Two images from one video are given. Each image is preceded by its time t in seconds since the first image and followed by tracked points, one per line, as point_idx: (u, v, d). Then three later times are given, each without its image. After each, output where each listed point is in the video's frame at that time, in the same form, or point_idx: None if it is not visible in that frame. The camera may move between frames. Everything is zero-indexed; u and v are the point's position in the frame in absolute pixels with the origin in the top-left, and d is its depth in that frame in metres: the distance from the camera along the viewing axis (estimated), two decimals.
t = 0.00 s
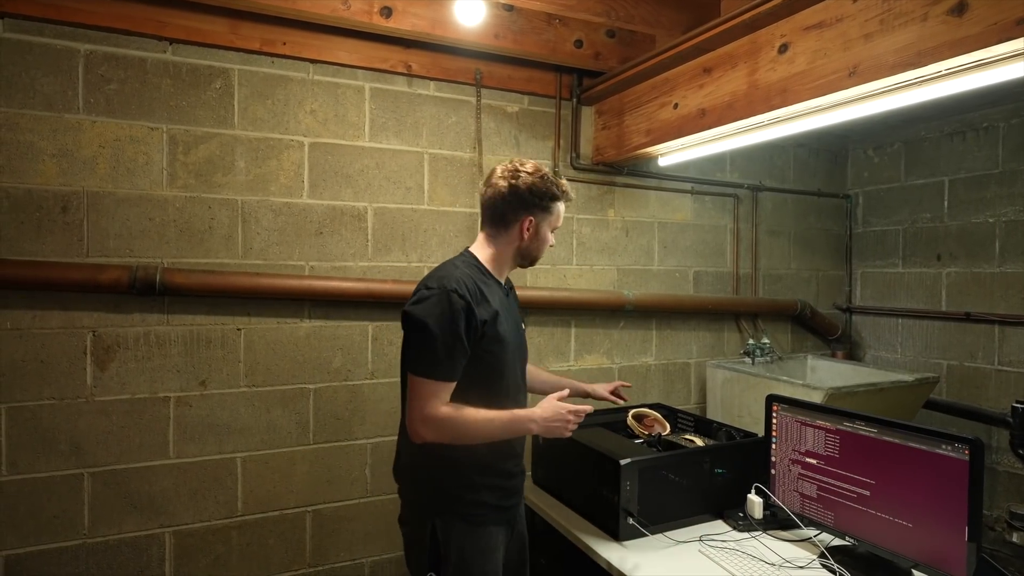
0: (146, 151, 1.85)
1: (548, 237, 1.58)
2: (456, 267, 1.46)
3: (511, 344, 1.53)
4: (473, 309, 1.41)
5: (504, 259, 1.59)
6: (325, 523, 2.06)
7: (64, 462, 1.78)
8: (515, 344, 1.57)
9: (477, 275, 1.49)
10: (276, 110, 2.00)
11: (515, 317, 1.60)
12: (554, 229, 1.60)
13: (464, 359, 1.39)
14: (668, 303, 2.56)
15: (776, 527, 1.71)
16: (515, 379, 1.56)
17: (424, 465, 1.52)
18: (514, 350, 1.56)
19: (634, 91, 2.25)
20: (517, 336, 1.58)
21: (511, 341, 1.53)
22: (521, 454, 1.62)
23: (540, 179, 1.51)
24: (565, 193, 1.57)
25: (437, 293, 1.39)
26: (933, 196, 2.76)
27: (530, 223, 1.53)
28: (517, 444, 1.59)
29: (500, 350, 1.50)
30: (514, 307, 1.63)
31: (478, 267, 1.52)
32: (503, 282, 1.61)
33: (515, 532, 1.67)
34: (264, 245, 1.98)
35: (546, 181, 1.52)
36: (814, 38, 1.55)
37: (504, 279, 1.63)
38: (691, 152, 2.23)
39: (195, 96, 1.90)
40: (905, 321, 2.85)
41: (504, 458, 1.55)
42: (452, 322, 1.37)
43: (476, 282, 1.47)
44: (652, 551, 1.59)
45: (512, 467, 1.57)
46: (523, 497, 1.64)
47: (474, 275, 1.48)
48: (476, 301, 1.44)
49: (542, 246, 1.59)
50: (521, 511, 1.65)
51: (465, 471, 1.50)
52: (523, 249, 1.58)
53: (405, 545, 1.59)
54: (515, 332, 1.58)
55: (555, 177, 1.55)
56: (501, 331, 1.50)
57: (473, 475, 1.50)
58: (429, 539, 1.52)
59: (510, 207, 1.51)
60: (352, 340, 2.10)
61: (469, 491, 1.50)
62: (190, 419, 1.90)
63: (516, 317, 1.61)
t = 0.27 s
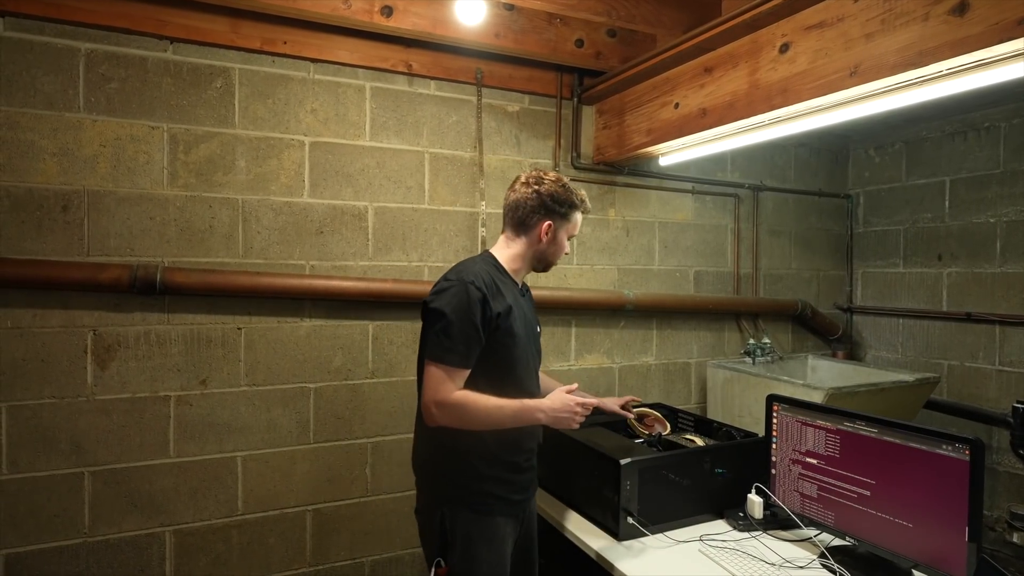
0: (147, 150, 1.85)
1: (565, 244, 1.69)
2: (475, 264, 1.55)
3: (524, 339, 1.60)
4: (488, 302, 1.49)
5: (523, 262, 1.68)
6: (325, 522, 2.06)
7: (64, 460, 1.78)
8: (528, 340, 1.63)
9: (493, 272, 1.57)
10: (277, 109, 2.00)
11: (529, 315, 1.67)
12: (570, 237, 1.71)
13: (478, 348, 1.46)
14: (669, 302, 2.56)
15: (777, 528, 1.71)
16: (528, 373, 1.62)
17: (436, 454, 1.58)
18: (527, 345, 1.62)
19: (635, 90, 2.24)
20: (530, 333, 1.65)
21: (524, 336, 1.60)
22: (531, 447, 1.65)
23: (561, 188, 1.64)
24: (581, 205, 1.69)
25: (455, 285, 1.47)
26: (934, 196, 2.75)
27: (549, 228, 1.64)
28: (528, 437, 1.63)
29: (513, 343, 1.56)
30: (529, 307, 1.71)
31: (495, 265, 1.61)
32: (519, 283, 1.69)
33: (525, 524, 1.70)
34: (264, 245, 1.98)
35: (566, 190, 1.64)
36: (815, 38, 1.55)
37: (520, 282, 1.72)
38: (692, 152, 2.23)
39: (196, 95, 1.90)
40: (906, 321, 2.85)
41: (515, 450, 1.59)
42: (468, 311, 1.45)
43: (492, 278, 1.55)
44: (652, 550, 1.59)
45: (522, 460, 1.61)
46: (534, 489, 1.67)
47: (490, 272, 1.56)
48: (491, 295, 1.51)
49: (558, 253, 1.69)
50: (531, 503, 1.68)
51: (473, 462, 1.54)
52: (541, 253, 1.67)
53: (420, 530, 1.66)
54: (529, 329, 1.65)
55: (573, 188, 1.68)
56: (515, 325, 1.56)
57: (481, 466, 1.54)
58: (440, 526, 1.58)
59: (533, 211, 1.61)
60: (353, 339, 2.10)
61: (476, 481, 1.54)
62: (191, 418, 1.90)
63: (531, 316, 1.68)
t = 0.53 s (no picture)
0: (147, 149, 1.85)
1: (574, 246, 1.70)
2: (485, 262, 1.56)
3: (532, 337, 1.60)
4: (498, 298, 1.49)
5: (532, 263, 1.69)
6: (326, 521, 2.06)
7: (65, 459, 1.78)
8: (537, 338, 1.63)
9: (503, 270, 1.58)
10: (277, 108, 2.00)
11: (538, 314, 1.67)
12: (580, 240, 1.72)
13: (486, 343, 1.46)
14: (670, 302, 2.56)
15: (777, 527, 1.71)
16: (536, 370, 1.62)
17: (444, 448, 1.60)
18: (535, 343, 1.62)
19: (636, 90, 2.24)
20: (539, 331, 1.65)
21: (532, 334, 1.60)
22: (538, 444, 1.66)
23: (571, 190, 1.65)
24: (592, 208, 1.70)
25: (465, 281, 1.48)
26: (935, 196, 2.75)
27: (558, 229, 1.65)
28: (536, 433, 1.63)
29: (521, 340, 1.56)
30: (539, 306, 1.71)
31: (505, 263, 1.61)
32: (529, 284, 1.70)
33: (533, 520, 1.70)
34: (265, 244, 1.98)
35: (576, 193, 1.65)
36: (816, 37, 1.55)
37: (530, 282, 1.72)
38: (693, 151, 2.23)
39: (196, 95, 1.90)
40: (907, 321, 2.85)
41: (522, 445, 1.59)
42: (476, 307, 1.45)
43: (502, 276, 1.56)
44: (653, 550, 1.59)
45: (529, 455, 1.61)
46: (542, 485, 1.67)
47: (500, 270, 1.57)
48: (500, 291, 1.52)
49: (568, 255, 1.69)
50: (540, 499, 1.68)
51: (479, 455, 1.55)
52: (550, 254, 1.68)
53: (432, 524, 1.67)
54: (538, 327, 1.65)
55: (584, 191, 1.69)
56: (524, 322, 1.57)
57: (487, 459, 1.55)
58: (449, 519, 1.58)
59: (543, 212, 1.62)
60: (353, 338, 2.10)
61: (482, 473, 1.54)
62: (191, 417, 1.90)
63: (540, 315, 1.68)
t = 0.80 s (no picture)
0: (148, 148, 1.85)
1: (577, 246, 1.69)
2: (487, 262, 1.56)
3: (535, 336, 1.60)
4: (500, 296, 1.50)
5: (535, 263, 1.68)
6: (326, 521, 2.06)
7: (65, 459, 1.78)
8: (540, 337, 1.63)
9: (505, 269, 1.59)
10: (278, 107, 2.00)
11: (542, 314, 1.67)
12: (582, 240, 1.72)
13: (489, 340, 1.46)
14: (671, 302, 2.56)
15: (778, 527, 1.70)
16: (539, 369, 1.62)
17: (450, 445, 1.60)
18: (539, 343, 1.62)
19: (637, 89, 2.24)
20: (543, 331, 1.65)
21: (535, 333, 1.60)
22: (546, 441, 1.65)
23: (573, 191, 1.65)
24: (594, 208, 1.70)
25: (467, 280, 1.49)
26: (936, 195, 2.75)
27: (560, 228, 1.64)
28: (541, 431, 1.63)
29: (524, 339, 1.56)
30: (542, 307, 1.71)
31: (508, 263, 1.62)
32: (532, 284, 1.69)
33: (540, 518, 1.69)
34: (265, 244, 1.98)
35: (577, 193, 1.65)
36: (817, 37, 1.55)
37: (533, 282, 1.72)
38: (694, 151, 2.23)
39: (197, 94, 1.90)
40: (908, 321, 2.84)
41: (527, 443, 1.59)
42: (479, 304, 1.45)
43: (505, 275, 1.56)
44: (654, 549, 1.59)
45: (535, 453, 1.61)
46: (549, 483, 1.66)
47: (503, 269, 1.58)
48: (503, 290, 1.52)
49: (571, 254, 1.69)
50: (546, 497, 1.67)
51: (483, 452, 1.55)
52: (553, 254, 1.68)
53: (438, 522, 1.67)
54: (541, 326, 1.65)
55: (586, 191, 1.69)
56: (527, 320, 1.57)
57: (491, 455, 1.55)
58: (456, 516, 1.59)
59: (545, 211, 1.62)
60: (354, 338, 2.10)
61: (486, 469, 1.55)
62: (192, 417, 1.90)
63: (544, 315, 1.68)
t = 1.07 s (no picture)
0: (149, 148, 1.85)
1: (577, 245, 1.70)
2: (489, 263, 1.57)
3: (537, 336, 1.60)
4: (501, 296, 1.50)
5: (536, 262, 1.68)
6: (327, 521, 2.06)
7: (67, 458, 1.78)
8: (542, 337, 1.63)
9: (507, 269, 1.59)
10: (279, 107, 1.99)
11: (544, 314, 1.67)
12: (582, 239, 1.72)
13: (492, 340, 1.46)
14: (672, 301, 2.55)
15: (779, 527, 1.70)
16: (542, 369, 1.62)
17: (453, 445, 1.61)
18: (541, 342, 1.62)
19: (638, 89, 2.24)
20: (545, 330, 1.65)
21: (537, 333, 1.60)
22: (548, 442, 1.66)
23: (572, 190, 1.65)
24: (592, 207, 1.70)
25: (469, 280, 1.49)
26: (938, 195, 2.74)
27: (561, 228, 1.65)
28: (544, 431, 1.63)
29: (526, 338, 1.56)
30: (544, 306, 1.72)
31: (509, 263, 1.62)
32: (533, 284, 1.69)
33: (542, 519, 1.69)
34: (266, 243, 1.98)
35: (577, 192, 1.66)
36: (819, 36, 1.54)
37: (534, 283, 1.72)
38: (696, 150, 2.22)
39: (198, 93, 1.90)
40: (909, 320, 2.84)
41: (530, 443, 1.59)
42: (482, 304, 1.45)
43: (506, 275, 1.57)
44: (656, 549, 1.59)
45: (538, 453, 1.61)
46: (552, 484, 1.66)
47: (504, 269, 1.58)
48: (504, 289, 1.53)
49: (571, 253, 1.69)
50: (549, 498, 1.67)
51: (486, 451, 1.56)
52: (553, 254, 1.68)
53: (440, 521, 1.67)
54: (543, 326, 1.65)
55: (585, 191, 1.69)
56: (529, 320, 1.57)
57: (494, 455, 1.55)
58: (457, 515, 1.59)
59: (545, 211, 1.62)
60: (355, 337, 2.10)
61: (489, 469, 1.55)
62: (193, 416, 1.90)
63: (545, 314, 1.69)
